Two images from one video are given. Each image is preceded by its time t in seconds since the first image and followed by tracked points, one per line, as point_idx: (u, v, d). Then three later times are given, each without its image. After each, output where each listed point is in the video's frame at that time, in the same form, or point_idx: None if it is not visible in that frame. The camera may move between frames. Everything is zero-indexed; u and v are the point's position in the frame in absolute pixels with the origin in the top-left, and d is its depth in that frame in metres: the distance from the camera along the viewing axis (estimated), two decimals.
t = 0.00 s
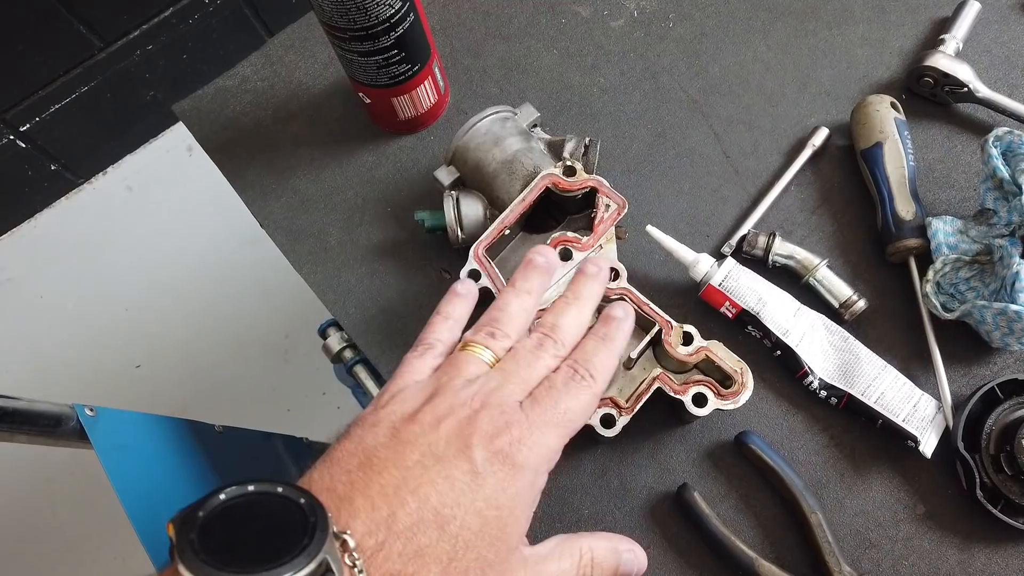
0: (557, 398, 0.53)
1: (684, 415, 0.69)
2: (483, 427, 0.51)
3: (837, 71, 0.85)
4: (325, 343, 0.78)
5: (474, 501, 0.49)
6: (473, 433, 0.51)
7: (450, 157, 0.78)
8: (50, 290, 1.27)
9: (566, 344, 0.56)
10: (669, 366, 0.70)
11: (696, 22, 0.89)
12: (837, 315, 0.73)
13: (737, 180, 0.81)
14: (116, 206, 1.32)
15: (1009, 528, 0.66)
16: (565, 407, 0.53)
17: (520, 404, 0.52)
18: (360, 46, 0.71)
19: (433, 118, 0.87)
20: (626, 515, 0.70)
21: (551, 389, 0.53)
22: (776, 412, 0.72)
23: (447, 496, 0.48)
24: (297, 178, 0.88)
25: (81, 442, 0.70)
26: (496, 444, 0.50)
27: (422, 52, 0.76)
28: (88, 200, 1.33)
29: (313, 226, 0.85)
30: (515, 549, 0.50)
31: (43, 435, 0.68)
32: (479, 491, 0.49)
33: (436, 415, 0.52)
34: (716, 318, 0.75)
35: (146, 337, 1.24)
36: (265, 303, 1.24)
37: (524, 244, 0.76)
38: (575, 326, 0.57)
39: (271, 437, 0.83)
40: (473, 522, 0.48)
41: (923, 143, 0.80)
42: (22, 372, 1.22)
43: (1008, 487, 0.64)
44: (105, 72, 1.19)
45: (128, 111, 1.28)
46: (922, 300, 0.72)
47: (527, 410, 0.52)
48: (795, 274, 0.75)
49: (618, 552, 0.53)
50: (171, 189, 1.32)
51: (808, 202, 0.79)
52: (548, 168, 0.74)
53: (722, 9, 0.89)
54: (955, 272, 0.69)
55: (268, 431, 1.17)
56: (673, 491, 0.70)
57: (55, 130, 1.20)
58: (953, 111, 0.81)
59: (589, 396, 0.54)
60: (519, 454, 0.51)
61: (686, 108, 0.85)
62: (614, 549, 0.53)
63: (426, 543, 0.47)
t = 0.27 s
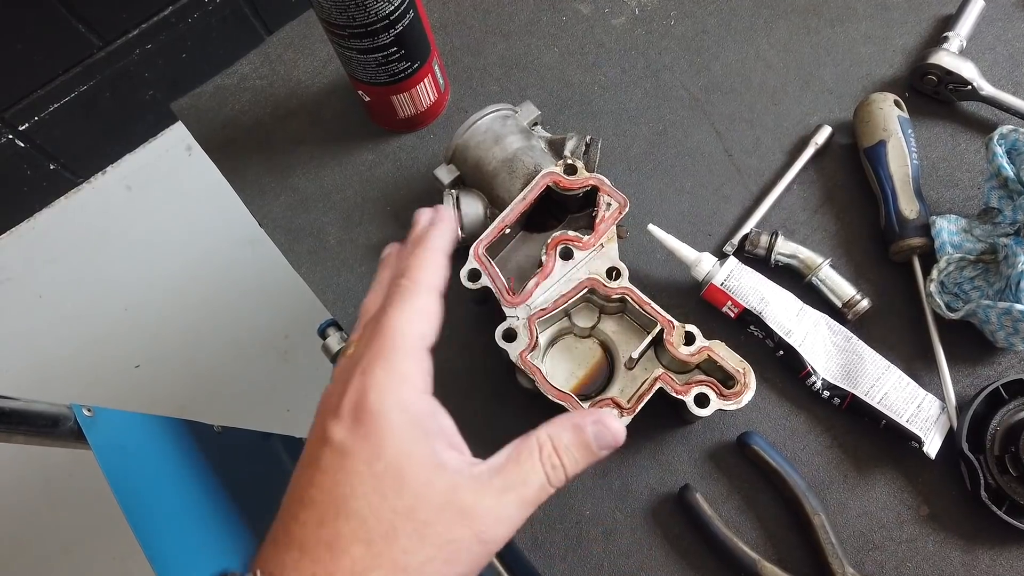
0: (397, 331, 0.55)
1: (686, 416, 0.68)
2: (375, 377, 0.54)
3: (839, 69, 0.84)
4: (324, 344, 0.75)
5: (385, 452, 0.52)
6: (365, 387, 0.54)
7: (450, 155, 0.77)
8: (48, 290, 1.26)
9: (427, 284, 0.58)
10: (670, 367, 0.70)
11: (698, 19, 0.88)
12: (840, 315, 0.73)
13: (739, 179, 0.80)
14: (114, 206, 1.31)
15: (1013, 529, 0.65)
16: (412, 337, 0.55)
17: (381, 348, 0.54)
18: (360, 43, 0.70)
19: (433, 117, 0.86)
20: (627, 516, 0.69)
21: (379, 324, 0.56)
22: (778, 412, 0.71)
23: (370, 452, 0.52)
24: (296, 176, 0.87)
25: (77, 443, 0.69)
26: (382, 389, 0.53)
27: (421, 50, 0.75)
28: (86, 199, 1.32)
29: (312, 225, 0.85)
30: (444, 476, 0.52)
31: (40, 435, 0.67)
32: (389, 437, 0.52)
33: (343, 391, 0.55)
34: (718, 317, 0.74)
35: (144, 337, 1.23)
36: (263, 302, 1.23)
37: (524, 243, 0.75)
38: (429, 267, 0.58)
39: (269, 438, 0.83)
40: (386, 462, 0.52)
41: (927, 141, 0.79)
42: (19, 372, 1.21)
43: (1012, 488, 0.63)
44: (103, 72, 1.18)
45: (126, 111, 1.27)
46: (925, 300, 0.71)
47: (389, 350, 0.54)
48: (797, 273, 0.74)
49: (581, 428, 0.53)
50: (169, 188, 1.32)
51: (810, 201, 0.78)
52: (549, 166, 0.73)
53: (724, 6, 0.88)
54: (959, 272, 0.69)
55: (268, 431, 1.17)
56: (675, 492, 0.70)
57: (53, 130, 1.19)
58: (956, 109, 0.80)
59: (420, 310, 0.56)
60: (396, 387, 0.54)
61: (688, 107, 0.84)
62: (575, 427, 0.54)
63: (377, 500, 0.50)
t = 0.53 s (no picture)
0: (415, 356, 0.53)
1: (693, 415, 0.69)
2: (394, 407, 0.52)
3: (845, 68, 0.84)
4: (328, 342, 0.78)
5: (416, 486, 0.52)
6: (387, 417, 0.53)
7: (457, 155, 0.77)
8: (51, 290, 1.26)
9: (431, 294, 0.55)
10: (678, 365, 0.70)
11: (703, 19, 0.88)
12: (847, 314, 0.73)
13: (745, 179, 0.80)
14: (117, 205, 1.31)
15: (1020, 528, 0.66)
16: (430, 360, 0.54)
17: (398, 376, 0.53)
18: (367, 42, 0.70)
19: (439, 116, 0.86)
20: (634, 515, 0.70)
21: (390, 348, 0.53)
22: (785, 411, 0.71)
23: (400, 491, 0.52)
24: (302, 176, 0.87)
25: (84, 442, 0.69)
26: (406, 421, 0.52)
27: (428, 50, 0.75)
28: (89, 198, 1.32)
29: (319, 224, 0.85)
30: (479, 501, 0.53)
31: (47, 435, 0.67)
32: (419, 470, 0.52)
33: (357, 419, 0.53)
34: (725, 317, 0.75)
35: (148, 336, 1.23)
36: (267, 302, 1.23)
37: (531, 242, 0.75)
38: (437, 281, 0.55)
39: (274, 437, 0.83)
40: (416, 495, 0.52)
41: (933, 141, 0.79)
42: (22, 372, 1.21)
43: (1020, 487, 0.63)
44: (106, 72, 1.18)
45: (129, 111, 1.27)
46: (932, 299, 0.71)
47: (408, 376, 0.53)
48: (804, 273, 0.74)
49: (635, 459, 0.53)
50: (172, 188, 1.32)
51: (816, 200, 0.78)
52: (556, 166, 0.73)
53: (729, 6, 0.89)
54: (966, 271, 0.69)
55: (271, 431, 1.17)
56: (682, 491, 0.70)
57: (57, 130, 1.19)
58: (962, 109, 0.80)
59: (433, 327, 0.54)
60: (420, 414, 0.53)
61: (694, 106, 0.84)
62: (628, 457, 0.54)
63: (414, 537, 0.51)
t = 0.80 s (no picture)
0: (432, 339, 0.53)
1: (698, 408, 0.68)
2: (410, 383, 0.52)
3: (850, 62, 0.84)
4: (329, 339, 0.77)
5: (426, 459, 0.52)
6: (402, 392, 0.52)
7: (461, 148, 0.77)
8: (52, 287, 1.26)
9: (449, 284, 0.54)
10: (683, 359, 0.69)
11: (708, 13, 0.88)
12: (852, 308, 0.73)
13: (750, 172, 0.80)
14: (118, 203, 1.31)
15: None
16: (447, 343, 0.53)
17: (416, 353, 0.52)
18: (371, 35, 0.70)
19: (443, 110, 0.86)
20: (639, 509, 0.69)
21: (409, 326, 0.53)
22: (790, 405, 0.71)
23: (411, 460, 0.52)
24: (305, 170, 0.87)
25: (87, 437, 0.69)
26: (421, 396, 0.52)
27: (432, 43, 0.75)
28: (89, 196, 1.32)
29: (322, 218, 0.84)
30: (485, 482, 0.53)
31: (49, 429, 0.67)
32: (429, 446, 0.52)
33: (373, 391, 0.53)
34: (730, 310, 0.74)
35: (149, 334, 1.23)
36: (269, 299, 1.23)
37: (535, 236, 0.75)
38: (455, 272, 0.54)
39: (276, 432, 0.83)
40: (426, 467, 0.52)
41: (938, 134, 0.79)
42: (23, 370, 1.21)
43: None
44: (106, 69, 1.17)
45: (130, 108, 1.27)
46: (938, 292, 0.71)
47: (425, 357, 0.52)
48: (809, 266, 0.74)
49: (635, 463, 0.55)
50: (173, 185, 1.31)
51: (822, 194, 0.78)
52: (560, 159, 0.73)
53: None
54: (973, 264, 0.68)
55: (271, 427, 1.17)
56: (687, 484, 0.69)
57: (57, 127, 1.19)
58: (968, 102, 0.80)
59: (451, 312, 0.53)
60: (433, 392, 0.53)
61: (698, 100, 0.84)
62: (628, 460, 0.55)
63: (421, 506, 0.51)
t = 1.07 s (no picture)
0: (376, 348, 0.47)
1: (697, 406, 0.69)
2: (355, 403, 0.47)
3: (848, 62, 0.84)
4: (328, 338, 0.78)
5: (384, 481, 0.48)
6: (347, 412, 0.48)
7: (461, 148, 0.77)
8: (54, 287, 1.26)
9: (386, 278, 0.48)
10: (681, 357, 0.70)
11: (707, 13, 0.88)
12: (850, 306, 0.73)
13: (748, 172, 0.81)
14: (119, 203, 1.31)
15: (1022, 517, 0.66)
16: (392, 348, 0.48)
17: (359, 368, 0.47)
18: (371, 35, 0.70)
19: (443, 110, 0.86)
20: (638, 506, 0.70)
21: (348, 336, 0.48)
22: (788, 403, 0.72)
23: (366, 486, 0.47)
24: (307, 170, 0.88)
25: (90, 434, 0.70)
26: (370, 416, 0.48)
27: (432, 43, 0.76)
28: (90, 196, 1.32)
29: (323, 217, 0.85)
30: (452, 497, 0.50)
31: (52, 427, 0.68)
32: (384, 467, 0.48)
33: (315, 412, 0.48)
34: (729, 309, 0.75)
35: (149, 333, 1.23)
36: (268, 298, 1.22)
37: (535, 235, 0.75)
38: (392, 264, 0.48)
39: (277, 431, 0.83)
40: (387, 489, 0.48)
41: (936, 133, 0.79)
42: (26, 369, 1.22)
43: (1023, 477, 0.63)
44: (107, 69, 1.18)
45: (130, 108, 1.28)
46: (935, 291, 0.71)
47: (367, 371, 0.47)
48: (807, 265, 0.74)
49: (616, 449, 0.54)
50: (172, 185, 1.31)
51: (820, 193, 0.79)
52: (560, 158, 0.73)
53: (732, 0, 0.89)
54: (969, 262, 0.69)
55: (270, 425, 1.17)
56: (686, 481, 0.70)
57: (59, 127, 1.20)
58: (965, 102, 0.81)
59: (393, 316, 0.48)
60: (384, 408, 0.48)
61: (697, 100, 0.84)
62: (609, 447, 0.54)
63: (384, 536, 0.47)
